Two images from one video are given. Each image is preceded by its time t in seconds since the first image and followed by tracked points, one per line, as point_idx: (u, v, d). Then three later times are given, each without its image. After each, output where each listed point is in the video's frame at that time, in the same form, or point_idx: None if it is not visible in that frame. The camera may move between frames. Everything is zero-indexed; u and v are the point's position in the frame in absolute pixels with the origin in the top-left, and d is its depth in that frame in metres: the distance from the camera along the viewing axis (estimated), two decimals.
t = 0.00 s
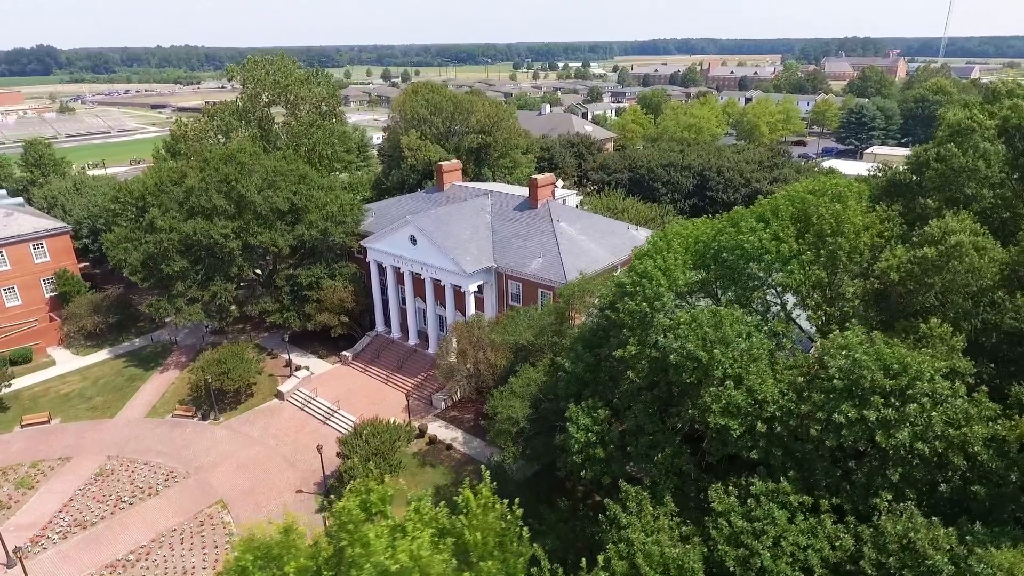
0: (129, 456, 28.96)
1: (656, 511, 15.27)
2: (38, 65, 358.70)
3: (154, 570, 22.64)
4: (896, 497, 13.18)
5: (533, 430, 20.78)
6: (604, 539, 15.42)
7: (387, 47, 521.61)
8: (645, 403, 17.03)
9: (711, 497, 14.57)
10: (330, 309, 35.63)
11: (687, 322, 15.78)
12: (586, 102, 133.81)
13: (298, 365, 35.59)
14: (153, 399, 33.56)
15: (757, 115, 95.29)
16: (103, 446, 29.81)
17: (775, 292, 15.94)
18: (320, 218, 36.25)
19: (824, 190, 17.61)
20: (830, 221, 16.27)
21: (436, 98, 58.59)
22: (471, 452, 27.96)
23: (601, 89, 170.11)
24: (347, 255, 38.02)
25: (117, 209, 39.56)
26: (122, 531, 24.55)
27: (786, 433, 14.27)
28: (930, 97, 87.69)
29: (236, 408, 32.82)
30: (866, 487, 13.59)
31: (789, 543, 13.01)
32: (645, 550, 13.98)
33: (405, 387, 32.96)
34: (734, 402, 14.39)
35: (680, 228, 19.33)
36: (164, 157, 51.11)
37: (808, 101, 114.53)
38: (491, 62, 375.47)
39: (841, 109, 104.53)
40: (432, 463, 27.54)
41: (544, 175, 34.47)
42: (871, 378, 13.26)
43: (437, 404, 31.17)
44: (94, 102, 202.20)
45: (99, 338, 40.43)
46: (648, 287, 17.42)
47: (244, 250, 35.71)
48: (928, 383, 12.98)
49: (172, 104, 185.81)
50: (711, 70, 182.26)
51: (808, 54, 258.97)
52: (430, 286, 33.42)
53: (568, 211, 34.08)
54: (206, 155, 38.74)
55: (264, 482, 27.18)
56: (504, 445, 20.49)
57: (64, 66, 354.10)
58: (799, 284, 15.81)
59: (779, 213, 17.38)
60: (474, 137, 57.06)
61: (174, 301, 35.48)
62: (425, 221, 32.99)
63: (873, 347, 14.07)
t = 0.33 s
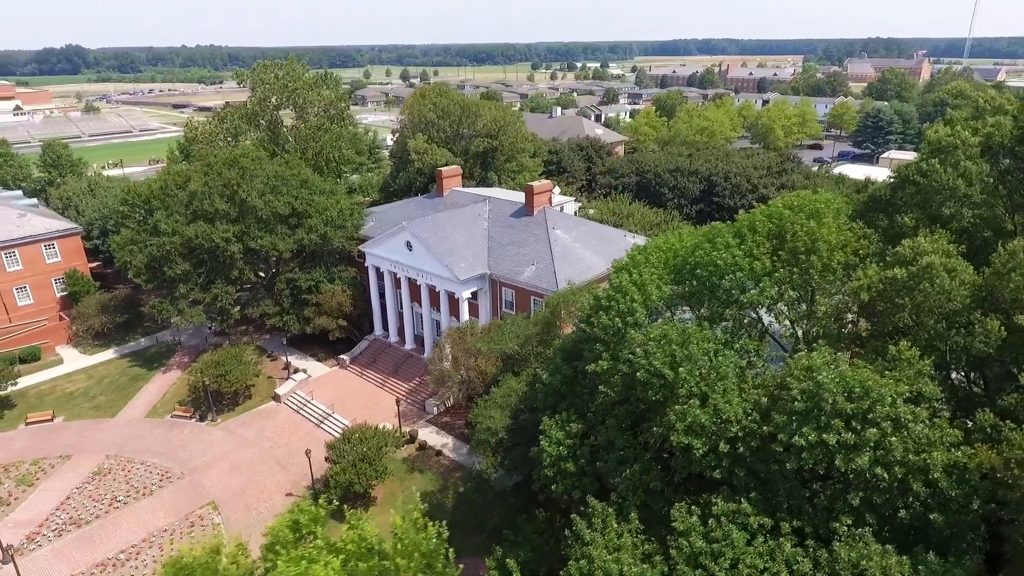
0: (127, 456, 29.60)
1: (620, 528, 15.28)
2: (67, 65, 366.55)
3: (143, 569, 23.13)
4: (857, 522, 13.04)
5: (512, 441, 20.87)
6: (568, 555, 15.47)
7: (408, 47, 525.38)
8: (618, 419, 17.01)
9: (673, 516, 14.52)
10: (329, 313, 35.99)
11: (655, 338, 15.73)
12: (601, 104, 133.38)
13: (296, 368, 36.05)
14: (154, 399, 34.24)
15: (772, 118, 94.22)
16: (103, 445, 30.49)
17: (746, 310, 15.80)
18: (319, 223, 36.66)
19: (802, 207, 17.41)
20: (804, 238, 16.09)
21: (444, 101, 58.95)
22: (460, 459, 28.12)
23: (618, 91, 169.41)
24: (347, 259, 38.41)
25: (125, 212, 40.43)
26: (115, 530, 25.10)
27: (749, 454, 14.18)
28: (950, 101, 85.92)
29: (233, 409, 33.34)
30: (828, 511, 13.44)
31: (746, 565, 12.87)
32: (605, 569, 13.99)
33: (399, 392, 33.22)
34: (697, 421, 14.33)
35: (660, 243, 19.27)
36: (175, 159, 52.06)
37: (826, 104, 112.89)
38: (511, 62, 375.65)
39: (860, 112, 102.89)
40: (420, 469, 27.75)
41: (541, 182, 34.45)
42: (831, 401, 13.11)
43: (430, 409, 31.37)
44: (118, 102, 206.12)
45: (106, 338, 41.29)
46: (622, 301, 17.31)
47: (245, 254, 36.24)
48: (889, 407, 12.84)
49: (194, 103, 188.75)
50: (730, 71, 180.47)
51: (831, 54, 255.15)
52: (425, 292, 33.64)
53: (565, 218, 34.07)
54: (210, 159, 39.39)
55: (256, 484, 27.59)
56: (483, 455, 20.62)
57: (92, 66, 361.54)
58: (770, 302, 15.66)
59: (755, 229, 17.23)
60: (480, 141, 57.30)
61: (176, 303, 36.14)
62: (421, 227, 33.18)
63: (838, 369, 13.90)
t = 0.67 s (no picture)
0: (125, 457, 30.22)
1: (585, 547, 15.31)
2: (96, 65, 374.58)
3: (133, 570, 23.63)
4: (815, 550, 12.93)
5: (491, 453, 20.97)
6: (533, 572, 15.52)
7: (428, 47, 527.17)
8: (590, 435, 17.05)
9: (635, 537, 14.48)
10: (328, 318, 36.38)
11: (624, 358, 15.66)
12: (616, 107, 132.87)
13: (295, 372, 36.50)
14: (155, 400, 34.92)
15: (788, 122, 93.02)
16: (103, 445, 31.18)
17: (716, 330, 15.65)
18: (320, 229, 37.11)
19: (779, 225, 17.22)
20: (777, 258, 15.87)
21: (452, 106, 59.24)
22: (449, 466, 28.28)
23: (634, 92, 168.30)
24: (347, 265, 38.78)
25: (133, 215, 41.27)
26: (108, 531, 25.66)
27: (710, 476, 14.13)
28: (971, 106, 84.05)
29: (231, 412, 33.86)
30: (788, 537, 13.33)
31: None
32: None
33: (394, 397, 33.46)
34: (660, 443, 14.27)
35: (638, 260, 19.24)
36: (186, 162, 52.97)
37: (845, 107, 111.09)
38: (530, 62, 375.64)
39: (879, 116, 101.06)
40: (409, 476, 28.01)
41: (538, 190, 34.48)
42: (791, 426, 12.94)
43: (422, 416, 31.56)
44: (143, 101, 209.73)
45: (114, 338, 42.17)
46: (595, 318, 17.24)
47: (247, 258, 36.80)
48: (848, 434, 12.68)
49: (215, 103, 191.44)
50: (750, 73, 178.49)
51: (854, 55, 251.16)
52: (421, 299, 33.84)
53: (561, 227, 34.03)
54: (215, 164, 40.05)
55: (248, 488, 28.02)
56: (462, 467, 20.76)
57: (119, 66, 368.70)
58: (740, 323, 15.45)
59: (730, 246, 17.06)
60: (487, 146, 57.44)
61: (179, 305, 36.80)
62: (417, 234, 33.36)
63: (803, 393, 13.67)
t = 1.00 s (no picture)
0: (125, 457, 30.88)
1: (551, 564, 15.32)
2: (124, 64, 381.95)
3: (125, 569, 24.17)
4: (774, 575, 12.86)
5: (472, 464, 21.09)
6: None
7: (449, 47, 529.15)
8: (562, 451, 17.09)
9: (599, 557, 14.50)
10: (327, 322, 36.82)
11: (593, 376, 15.67)
12: (633, 109, 132.12)
13: (294, 375, 36.97)
14: (158, 401, 35.62)
15: (805, 126, 91.79)
16: (105, 445, 31.88)
17: (687, 350, 15.55)
18: (321, 234, 37.54)
19: (756, 243, 17.10)
20: (749, 277, 15.75)
21: (461, 110, 59.51)
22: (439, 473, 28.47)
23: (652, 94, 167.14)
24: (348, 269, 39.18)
25: (143, 218, 42.14)
26: (104, 530, 26.26)
27: (673, 497, 14.09)
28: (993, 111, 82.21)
29: (231, 414, 34.41)
30: (749, 562, 13.24)
31: None
32: None
33: (390, 403, 33.73)
34: (624, 463, 14.27)
35: (618, 275, 19.24)
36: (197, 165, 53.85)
37: (865, 110, 109.24)
38: (551, 62, 374.88)
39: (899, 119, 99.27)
40: (399, 481, 28.24)
41: (536, 198, 34.54)
42: (751, 451, 12.85)
43: (416, 421, 31.77)
44: (166, 101, 213.08)
45: (124, 338, 43.05)
46: (569, 334, 17.26)
47: (250, 262, 37.36)
48: (808, 461, 12.59)
49: (235, 103, 194.00)
50: (770, 74, 176.30)
51: (879, 56, 246.65)
52: (418, 305, 34.06)
53: (558, 235, 34.06)
54: (222, 168, 40.68)
55: (242, 489, 28.48)
56: (443, 477, 20.92)
57: (146, 65, 375.40)
58: (711, 343, 15.39)
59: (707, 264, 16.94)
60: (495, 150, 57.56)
61: (184, 308, 37.48)
62: (415, 241, 33.60)
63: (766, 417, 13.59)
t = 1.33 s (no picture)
0: (128, 456, 31.60)
1: None
2: (153, 64, 389.24)
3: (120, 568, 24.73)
4: None
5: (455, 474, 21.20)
6: None
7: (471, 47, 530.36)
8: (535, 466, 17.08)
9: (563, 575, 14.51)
10: (329, 326, 37.28)
11: (565, 393, 15.55)
12: (651, 111, 131.15)
13: (296, 377, 37.46)
14: (163, 400, 36.36)
15: (824, 129, 90.35)
16: (110, 444, 32.67)
17: (659, 369, 15.52)
18: (325, 239, 38.04)
19: (733, 260, 17.02)
20: (723, 296, 15.63)
21: (471, 115, 59.86)
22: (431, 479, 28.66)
23: (672, 95, 165.69)
24: (351, 274, 39.60)
25: (154, 220, 43.02)
26: (103, 528, 26.90)
27: (637, 519, 14.07)
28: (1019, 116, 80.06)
29: (232, 415, 34.98)
30: None
31: None
32: None
33: (388, 407, 34.03)
34: (589, 483, 14.32)
35: (599, 289, 19.27)
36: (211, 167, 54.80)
37: (887, 113, 107.16)
38: (573, 63, 373.84)
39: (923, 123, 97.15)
40: (392, 487, 28.52)
41: (535, 205, 34.57)
42: (711, 475, 12.80)
43: (411, 427, 31.97)
44: (192, 100, 216.45)
45: (134, 337, 44.01)
46: (546, 349, 17.19)
47: (255, 266, 37.99)
48: (768, 487, 12.51)
49: (259, 103, 196.56)
50: (793, 75, 173.68)
51: (908, 57, 241.59)
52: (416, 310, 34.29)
53: (557, 243, 34.07)
54: (230, 172, 41.40)
55: (238, 491, 29.00)
56: (425, 486, 21.11)
57: (175, 65, 381.81)
58: (683, 363, 15.32)
59: (684, 280, 16.88)
60: (505, 154, 57.73)
61: (190, 309, 38.21)
62: (414, 247, 33.87)
63: (730, 440, 13.51)
